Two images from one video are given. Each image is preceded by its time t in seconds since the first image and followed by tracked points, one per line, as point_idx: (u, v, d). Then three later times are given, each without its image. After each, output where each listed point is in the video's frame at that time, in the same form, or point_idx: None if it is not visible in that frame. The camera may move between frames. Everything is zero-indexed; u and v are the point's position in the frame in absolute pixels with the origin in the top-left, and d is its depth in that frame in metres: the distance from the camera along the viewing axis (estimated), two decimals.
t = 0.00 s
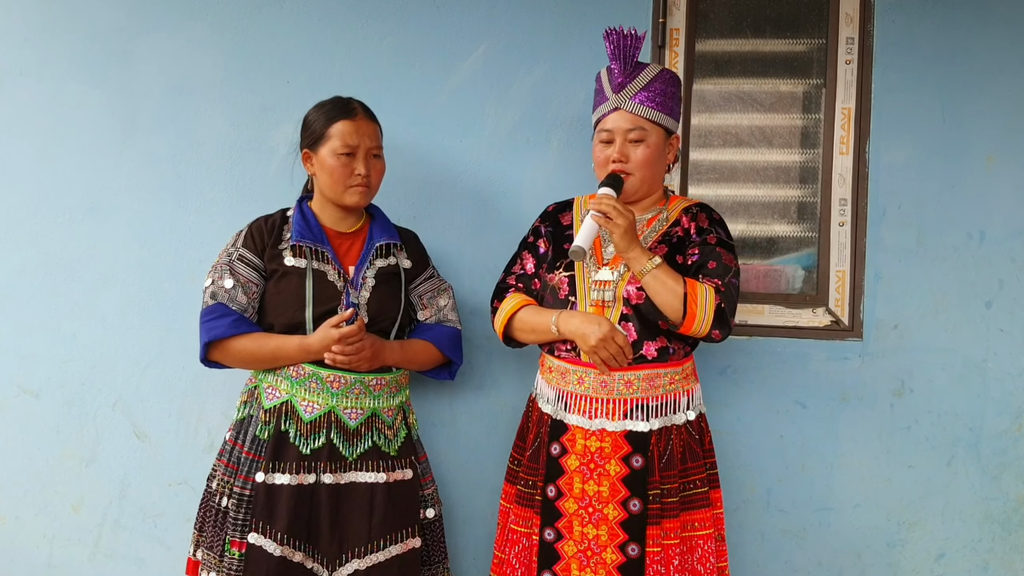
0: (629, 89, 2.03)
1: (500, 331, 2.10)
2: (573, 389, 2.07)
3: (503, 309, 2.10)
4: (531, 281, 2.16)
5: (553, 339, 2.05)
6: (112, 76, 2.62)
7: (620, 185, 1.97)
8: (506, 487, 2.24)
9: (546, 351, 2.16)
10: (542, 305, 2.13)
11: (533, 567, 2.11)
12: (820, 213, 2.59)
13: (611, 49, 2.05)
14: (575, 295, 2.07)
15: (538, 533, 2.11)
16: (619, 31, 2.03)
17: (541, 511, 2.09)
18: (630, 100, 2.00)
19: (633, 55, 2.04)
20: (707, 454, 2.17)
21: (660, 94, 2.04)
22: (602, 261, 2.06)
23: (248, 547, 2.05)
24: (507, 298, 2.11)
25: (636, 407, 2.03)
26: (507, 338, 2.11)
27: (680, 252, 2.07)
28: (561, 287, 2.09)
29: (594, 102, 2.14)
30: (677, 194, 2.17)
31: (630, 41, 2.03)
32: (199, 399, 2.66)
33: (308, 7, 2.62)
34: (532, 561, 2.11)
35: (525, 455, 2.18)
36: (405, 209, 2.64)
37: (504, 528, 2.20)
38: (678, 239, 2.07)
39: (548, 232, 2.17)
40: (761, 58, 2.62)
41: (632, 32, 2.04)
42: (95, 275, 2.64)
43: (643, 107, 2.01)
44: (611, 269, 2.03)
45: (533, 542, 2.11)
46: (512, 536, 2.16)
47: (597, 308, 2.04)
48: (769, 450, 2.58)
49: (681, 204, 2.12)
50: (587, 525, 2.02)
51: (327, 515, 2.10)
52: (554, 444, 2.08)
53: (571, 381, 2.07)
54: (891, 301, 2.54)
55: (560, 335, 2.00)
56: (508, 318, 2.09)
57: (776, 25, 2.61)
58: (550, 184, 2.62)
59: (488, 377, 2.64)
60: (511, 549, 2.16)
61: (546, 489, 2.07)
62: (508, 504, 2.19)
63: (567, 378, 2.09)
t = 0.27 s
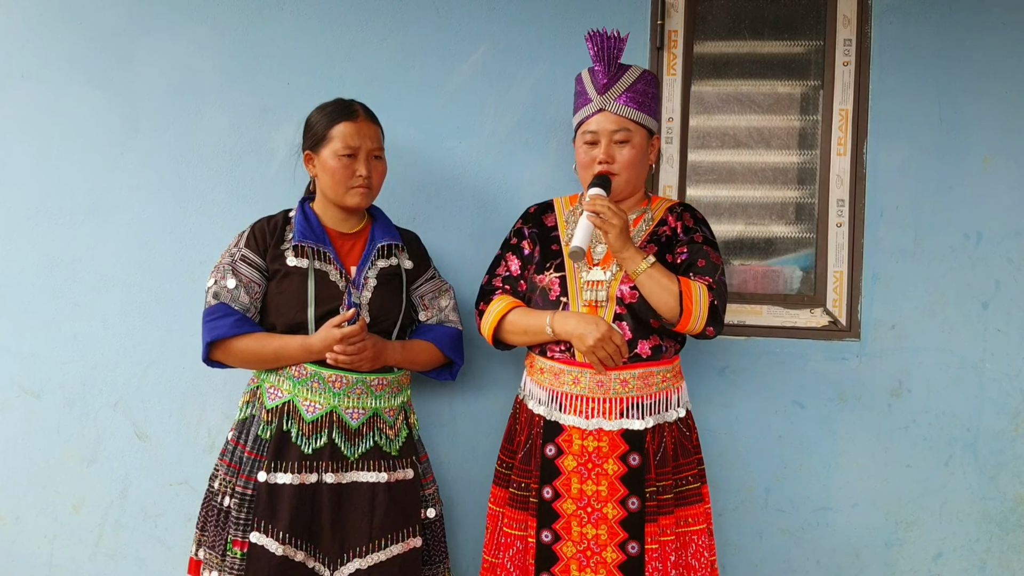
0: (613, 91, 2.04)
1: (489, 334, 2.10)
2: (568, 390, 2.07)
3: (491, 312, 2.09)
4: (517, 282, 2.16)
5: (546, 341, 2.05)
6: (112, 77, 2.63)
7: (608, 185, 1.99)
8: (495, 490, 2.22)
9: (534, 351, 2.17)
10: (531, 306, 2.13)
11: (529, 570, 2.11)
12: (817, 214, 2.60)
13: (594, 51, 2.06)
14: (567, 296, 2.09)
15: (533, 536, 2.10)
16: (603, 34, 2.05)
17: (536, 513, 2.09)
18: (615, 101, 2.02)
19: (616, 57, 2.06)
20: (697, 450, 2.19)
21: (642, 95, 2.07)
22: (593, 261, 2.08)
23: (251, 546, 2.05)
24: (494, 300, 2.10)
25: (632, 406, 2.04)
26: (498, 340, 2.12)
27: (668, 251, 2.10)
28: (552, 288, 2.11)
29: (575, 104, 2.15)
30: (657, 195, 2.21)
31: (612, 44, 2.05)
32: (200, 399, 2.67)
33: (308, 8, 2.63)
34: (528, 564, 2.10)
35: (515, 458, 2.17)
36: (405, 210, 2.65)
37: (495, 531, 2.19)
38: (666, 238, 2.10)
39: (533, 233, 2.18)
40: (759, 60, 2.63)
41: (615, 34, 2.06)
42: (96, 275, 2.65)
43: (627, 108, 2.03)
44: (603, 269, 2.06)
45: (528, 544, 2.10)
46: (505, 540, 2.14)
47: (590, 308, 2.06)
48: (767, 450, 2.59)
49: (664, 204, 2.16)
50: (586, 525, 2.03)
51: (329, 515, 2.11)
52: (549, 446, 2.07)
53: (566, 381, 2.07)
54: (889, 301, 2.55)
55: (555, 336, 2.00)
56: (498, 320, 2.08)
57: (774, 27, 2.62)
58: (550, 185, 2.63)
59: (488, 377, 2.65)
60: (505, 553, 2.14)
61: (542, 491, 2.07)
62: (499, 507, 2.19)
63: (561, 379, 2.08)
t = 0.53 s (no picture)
0: (599, 91, 2.05)
1: (481, 337, 2.09)
2: (564, 392, 2.06)
3: (482, 316, 2.08)
4: (505, 284, 2.16)
5: (540, 342, 2.05)
6: (112, 79, 2.63)
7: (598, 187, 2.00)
8: (486, 495, 2.20)
9: (526, 353, 2.16)
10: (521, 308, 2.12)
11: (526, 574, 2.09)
12: (817, 215, 2.61)
13: (581, 52, 2.06)
14: (560, 297, 2.08)
15: (530, 539, 2.09)
16: (590, 35, 2.06)
17: (533, 516, 2.08)
18: (602, 102, 2.02)
19: (602, 58, 2.06)
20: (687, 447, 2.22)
21: (627, 95, 2.08)
22: (585, 263, 2.07)
23: (251, 547, 2.05)
24: (484, 303, 2.09)
25: (627, 406, 2.05)
26: (489, 343, 2.11)
27: (658, 251, 2.12)
28: (544, 289, 2.10)
29: (558, 106, 2.15)
30: (642, 196, 2.23)
31: (596, 45, 2.06)
32: (199, 401, 2.67)
33: (308, 10, 2.63)
34: (526, 567, 2.09)
35: (508, 462, 2.15)
36: (405, 211, 2.66)
37: (486, 537, 2.17)
38: (655, 238, 2.13)
39: (520, 235, 2.17)
40: (758, 61, 2.64)
41: (601, 35, 2.08)
42: (96, 277, 2.65)
43: (613, 109, 2.04)
44: (596, 270, 2.06)
45: (525, 548, 2.09)
46: (499, 546, 2.13)
47: (583, 309, 2.06)
48: (767, 451, 2.60)
49: (649, 205, 2.19)
50: (585, 527, 2.03)
51: (329, 516, 2.11)
52: (545, 448, 2.07)
53: (561, 383, 2.07)
54: (888, 302, 2.56)
55: (551, 338, 2.00)
56: (489, 323, 2.07)
57: (773, 29, 2.63)
58: (549, 186, 2.63)
59: (488, 378, 2.65)
60: (500, 559, 2.11)
61: (539, 493, 2.06)
62: (490, 512, 2.17)
63: (556, 381, 2.08)
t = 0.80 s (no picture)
0: (591, 93, 2.05)
1: (474, 341, 2.07)
2: (560, 393, 2.06)
3: (475, 318, 2.06)
4: (497, 286, 2.14)
5: (536, 344, 2.05)
6: (112, 80, 2.63)
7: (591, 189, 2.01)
8: (479, 498, 2.19)
9: (519, 356, 2.14)
10: (514, 309, 2.11)
11: None
12: (816, 217, 2.61)
13: (571, 53, 2.06)
14: (555, 298, 2.08)
15: (527, 541, 2.09)
16: (579, 37, 2.06)
17: (531, 518, 2.07)
18: (593, 104, 2.03)
19: (592, 60, 2.06)
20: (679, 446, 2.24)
21: (617, 97, 2.09)
22: (580, 264, 2.08)
23: (250, 549, 2.05)
24: (477, 305, 2.07)
25: (623, 406, 2.06)
26: (483, 346, 2.10)
27: (649, 252, 2.13)
28: (539, 291, 2.09)
29: (547, 107, 2.15)
30: (630, 197, 2.23)
31: (587, 46, 2.06)
32: (199, 402, 2.67)
33: (307, 11, 2.63)
34: (523, 569, 2.09)
35: (503, 466, 2.15)
36: (404, 212, 2.66)
37: (479, 541, 2.17)
38: (647, 239, 2.14)
39: (511, 237, 2.16)
40: (758, 63, 2.64)
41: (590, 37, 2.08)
42: (96, 278, 2.65)
43: (603, 110, 2.05)
44: (591, 271, 2.06)
45: (522, 551, 2.10)
46: (496, 549, 2.13)
47: (578, 310, 2.06)
48: (766, 452, 2.60)
49: (638, 206, 2.19)
50: (584, 528, 2.04)
51: (329, 518, 2.11)
52: (542, 450, 2.06)
53: (558, 384, 2.06)
54: (887, 304, 2.56)
55: (547, 340, 2.00)
56: (483, 325, 2.06)
57: (773, 30, 2.63)
58: (549, 187, 2.63)
59: (487, 379, 2.65)
60: (497, 562, 2.12)
61: (537, 495, 2.06)
62: (483, 516, 2.17)
63: (552, 383, 2.07)
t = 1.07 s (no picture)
0: (586, 94, 2.05)
1: (472, 343, 2.06)
2: (558, 394, 2.06)
3: (472, 319, 2.05)
4: (493, 287, 2.13)
5: (534, 345, 2.04)
6: (111, 81, 2.63)
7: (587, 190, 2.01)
8: (476, 500, 2.18)
9: (516, 357, 2.14)
10: (510, 310, 2.11)
11: None
12: (815, 217, 2.61)
13: (566, 54, 2.06)
14: (552, 300, 2.07)
15: (527, 543, 2.09)
16: (573, 38, 2.05)
17: (530, 519, 2.07)
18: (588, 104, 2.03)
19: (587, 60, 2.06)
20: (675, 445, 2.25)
21: (611, 97, 2.09)
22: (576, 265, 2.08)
23: (249, 549, 2.06)
24: (474, 307, 2.07)
25: (621, 406, 2.07)
26: (480, 347, 2.09)
27: (644, 253, 2.13)
28: (536, 292, 2.08)
29: (542, 108, 2.15)
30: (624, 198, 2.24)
31: (583, 47, 2.06)
32: (199, 403, 2.67)
33: (307, 12, 2.63)
34: (522, 570, 2.09)
35: (500, 467, 2.15)
36: (404, 213, 2.66)
37: (476, 543, 2.16)
38: (642, 240, 2.14)
39: (507, 237, 2.15)
40: (757, 64, 2.64)
41: (584, 38, 2.07)
42: (95, 279, 2.65)
43: (598, 111, 2.05)
44: (588, 272, 2.07)
45: (521, 552, 2.09)
46: (495, 550, 2.13)
47: (576, 311, 2.06)
48: (765, 453, 2.60)
49: (632, 207, 2.19)
50: (583, 528, 2.04)
51: (328, 518, 2.11)
52: (541, 451, 2.06)
53: (556, 386, 2.06)
54: (886, 305, 2.56)
55: (545, 341, 1.99)
56: (480, 327, 2.05)
57: (772, 31, 2.63)
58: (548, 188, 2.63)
59: (486, 380, 2.66)
60: (496, 563, 2.12)
61: (536, 496, 2.06)
62: (481, 518, 2.16)
63: (550, 384, 2.07)
